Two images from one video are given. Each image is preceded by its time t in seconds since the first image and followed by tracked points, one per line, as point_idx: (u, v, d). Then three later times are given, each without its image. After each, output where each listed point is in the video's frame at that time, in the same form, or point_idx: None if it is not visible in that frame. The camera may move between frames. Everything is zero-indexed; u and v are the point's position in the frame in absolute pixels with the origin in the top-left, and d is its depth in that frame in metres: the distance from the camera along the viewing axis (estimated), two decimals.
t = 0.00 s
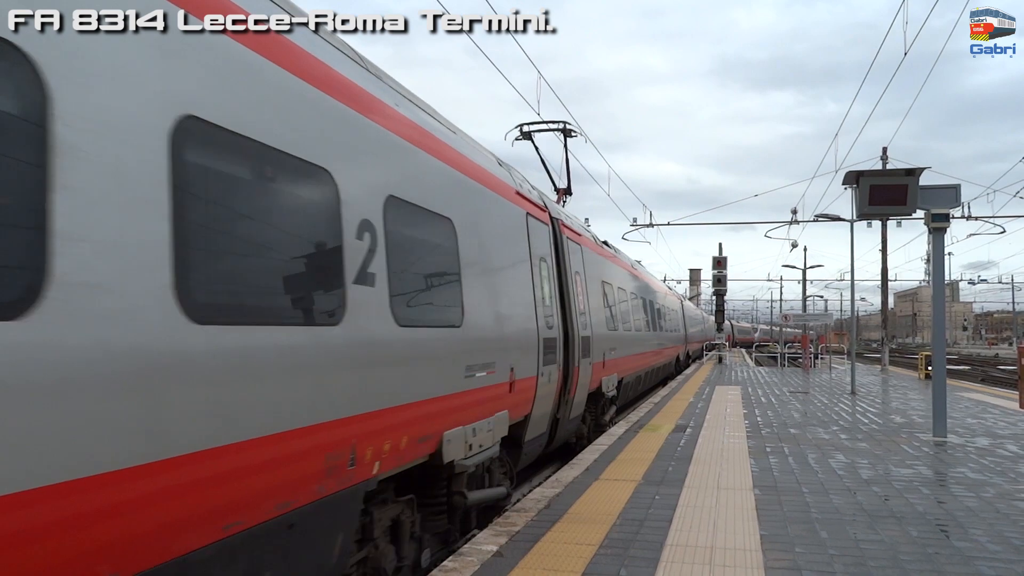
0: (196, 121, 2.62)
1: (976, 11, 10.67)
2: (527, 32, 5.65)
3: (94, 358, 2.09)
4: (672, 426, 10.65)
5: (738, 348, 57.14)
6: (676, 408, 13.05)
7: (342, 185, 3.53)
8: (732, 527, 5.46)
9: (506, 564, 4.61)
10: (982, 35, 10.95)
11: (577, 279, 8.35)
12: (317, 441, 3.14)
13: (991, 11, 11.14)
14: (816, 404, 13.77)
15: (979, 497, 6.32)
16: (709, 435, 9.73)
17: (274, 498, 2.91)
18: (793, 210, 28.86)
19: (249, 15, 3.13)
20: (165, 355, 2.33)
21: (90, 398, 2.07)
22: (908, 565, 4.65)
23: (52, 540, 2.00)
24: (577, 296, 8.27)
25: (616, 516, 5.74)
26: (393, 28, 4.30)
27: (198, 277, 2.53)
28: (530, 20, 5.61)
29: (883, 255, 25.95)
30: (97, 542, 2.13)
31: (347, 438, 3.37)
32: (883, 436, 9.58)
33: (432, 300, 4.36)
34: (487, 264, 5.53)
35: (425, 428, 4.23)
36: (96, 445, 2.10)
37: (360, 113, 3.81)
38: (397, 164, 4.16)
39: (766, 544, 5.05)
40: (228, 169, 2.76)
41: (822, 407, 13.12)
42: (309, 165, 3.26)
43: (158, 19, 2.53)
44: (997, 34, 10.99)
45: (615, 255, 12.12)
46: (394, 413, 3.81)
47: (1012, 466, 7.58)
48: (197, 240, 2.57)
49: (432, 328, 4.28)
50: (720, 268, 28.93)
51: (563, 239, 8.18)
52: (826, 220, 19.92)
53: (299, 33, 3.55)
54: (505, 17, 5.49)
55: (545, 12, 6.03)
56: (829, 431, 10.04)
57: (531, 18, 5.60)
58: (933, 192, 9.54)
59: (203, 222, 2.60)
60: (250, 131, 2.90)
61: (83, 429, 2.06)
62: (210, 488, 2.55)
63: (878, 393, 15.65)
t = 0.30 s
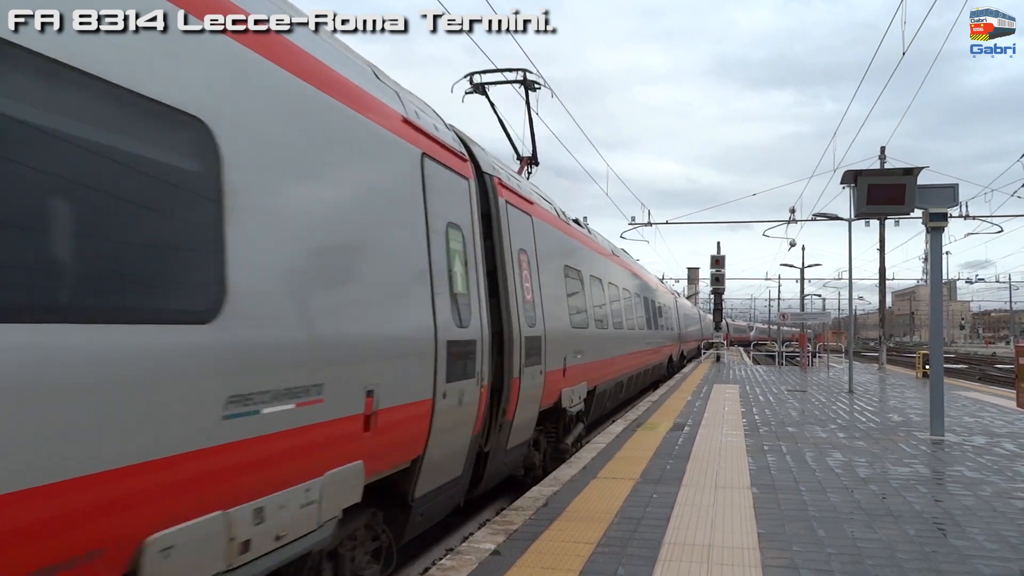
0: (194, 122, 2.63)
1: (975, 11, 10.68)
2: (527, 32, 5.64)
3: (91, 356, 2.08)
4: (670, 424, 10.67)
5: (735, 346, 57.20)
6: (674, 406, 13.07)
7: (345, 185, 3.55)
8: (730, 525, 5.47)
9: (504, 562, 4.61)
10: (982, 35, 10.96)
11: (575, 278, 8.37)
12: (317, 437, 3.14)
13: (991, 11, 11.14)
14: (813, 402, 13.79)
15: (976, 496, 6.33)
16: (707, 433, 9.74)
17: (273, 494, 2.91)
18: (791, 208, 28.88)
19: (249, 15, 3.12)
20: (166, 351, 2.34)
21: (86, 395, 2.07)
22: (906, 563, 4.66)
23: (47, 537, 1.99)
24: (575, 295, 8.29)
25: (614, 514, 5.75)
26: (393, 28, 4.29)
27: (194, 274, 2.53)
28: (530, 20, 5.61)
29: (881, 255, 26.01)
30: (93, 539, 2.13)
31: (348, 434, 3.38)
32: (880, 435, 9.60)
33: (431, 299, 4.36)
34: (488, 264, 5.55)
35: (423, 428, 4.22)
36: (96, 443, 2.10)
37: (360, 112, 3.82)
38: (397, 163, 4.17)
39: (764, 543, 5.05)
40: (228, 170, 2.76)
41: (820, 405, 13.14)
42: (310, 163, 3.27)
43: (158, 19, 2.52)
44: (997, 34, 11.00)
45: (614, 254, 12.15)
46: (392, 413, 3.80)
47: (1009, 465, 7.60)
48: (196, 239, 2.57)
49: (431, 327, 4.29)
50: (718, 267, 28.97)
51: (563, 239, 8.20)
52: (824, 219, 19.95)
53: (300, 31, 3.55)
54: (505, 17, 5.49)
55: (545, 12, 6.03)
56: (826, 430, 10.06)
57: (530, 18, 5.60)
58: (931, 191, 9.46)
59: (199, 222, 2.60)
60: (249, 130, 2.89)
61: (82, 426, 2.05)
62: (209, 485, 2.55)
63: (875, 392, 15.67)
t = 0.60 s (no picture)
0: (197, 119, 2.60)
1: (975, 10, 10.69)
2: (527, 32, 5.64)
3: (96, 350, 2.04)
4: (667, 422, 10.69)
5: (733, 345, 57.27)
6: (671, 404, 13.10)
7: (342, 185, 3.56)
8: (727, 523, 5.48)
9: (501, 560, 4.62)
10: (982, 35, 10.98)
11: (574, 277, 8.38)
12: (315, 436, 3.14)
13: (991, 11, 11.15)
14: (810, 401, 13.81)
15: (973, 495, 6.35)
16: (705, 432, 9.76)
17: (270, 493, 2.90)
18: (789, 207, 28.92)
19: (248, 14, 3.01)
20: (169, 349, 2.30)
21: (91, 391, 2.03)
22: (903, 562, 4.66)
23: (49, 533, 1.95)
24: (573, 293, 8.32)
25: (612, 513, 5.75)
26: (393, 28, 4.29)
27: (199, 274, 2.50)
28: (530, 20, 5.60)
29: (879, 254, 26.07)
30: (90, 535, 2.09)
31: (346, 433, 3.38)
32: (877, 433, 9.63)
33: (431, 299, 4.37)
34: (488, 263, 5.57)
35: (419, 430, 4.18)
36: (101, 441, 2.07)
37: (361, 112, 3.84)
38: (397, 163, 4.18)
39: (762, 541, 5.06)
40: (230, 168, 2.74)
41: (817, 404, 13.16)
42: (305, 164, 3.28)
43: (158, 19, 2.46)
44: (997, 34, 11.01)
45: (613, 253, 12.17)
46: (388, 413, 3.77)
47: (1005, 464, 7.62)
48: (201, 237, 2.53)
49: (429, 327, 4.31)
50: (716, 266, 29.00)
51: (562, 237, 8.23)
52: (822, 218, 19.98)
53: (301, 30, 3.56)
54: (504, 18, 5.48)
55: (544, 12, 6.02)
56: (823, 429, 10.08)
57: (531, 18, 5.59)
58: (928, 190, 9.45)
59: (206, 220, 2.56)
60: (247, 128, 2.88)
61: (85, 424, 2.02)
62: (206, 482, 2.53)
63: (871, 391, 15.72)
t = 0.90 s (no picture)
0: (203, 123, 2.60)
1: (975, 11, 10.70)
2: (527, 32, 5.63)
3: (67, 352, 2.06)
4: (664, 420, 10.70)
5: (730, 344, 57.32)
6: (669, 403, 13.10)
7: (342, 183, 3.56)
8: (724, 521, 5.49)
9: (498, 557, 4.62)
10: (982, 35, 11.00)
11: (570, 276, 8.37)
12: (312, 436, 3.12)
13: (991, 10, 11.16)
14: (807, 400, 13.81)
15: (969, 493, 6.37)
16: (702, 430, 9.76)
17: (268, 496, 2.88)
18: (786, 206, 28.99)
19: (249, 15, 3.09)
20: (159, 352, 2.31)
21: (64, 395, 2.05)
22: (899, 560, 4.67)
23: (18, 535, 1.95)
24: (570, 291, 8.35)
25: (609, 510, 5.75)
26: (393, 28, 4.27)
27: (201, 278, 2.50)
28: (531, 20, 5.59)
29: (876, 253, 26.10)
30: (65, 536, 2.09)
31: (343, 434, 3.36)
32: (874, 432, 9.64)
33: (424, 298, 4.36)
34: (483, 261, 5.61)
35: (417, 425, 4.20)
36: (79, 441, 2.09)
37: (360, 109, 3.86)
38: (394, 161, 4.20)
39: (759, 539, 5.07)
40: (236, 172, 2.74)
41: (814, 403, 13.16)
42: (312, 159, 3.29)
43: (158, 19, 2.50)
44: (997, 34, 11.02)
45: (609, 250, 12.17)
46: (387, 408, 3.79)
47: (1002, 463, 7.63)
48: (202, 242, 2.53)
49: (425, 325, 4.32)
50: (714, 265, 29.00)
51: (558, 235, 8.24)
52: (820, 218, 20.01)
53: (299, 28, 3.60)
54: (505, 18, 5.47)
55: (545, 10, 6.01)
56: (820, 428, 10.09)
57: (531, 18, 5.59)
58: (926, 190, 9.46)
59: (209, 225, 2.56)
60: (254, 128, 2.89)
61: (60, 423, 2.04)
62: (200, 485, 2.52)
63: (869, 390, 15.75)
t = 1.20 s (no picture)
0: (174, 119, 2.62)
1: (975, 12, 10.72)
2: (527, 32, 5.63)
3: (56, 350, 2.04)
4: (659, 420, 10.72)
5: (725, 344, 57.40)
6: (664, 403, 13.10)
7: (333, 181, 3.58)
8: (718, 521, 5.50)
9: (492, 557, 4.61)
10: (982, 35, 11.03)
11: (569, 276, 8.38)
12: (300, 434, 3.13)
13: (991, 11, 11.17)
14: (802, 401, 13.85)
15: (963, 495, 6.38)
16: (697, 430, 9.78)
17: (257, 491, 2.88)
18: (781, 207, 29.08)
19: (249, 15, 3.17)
20: (147, 345, 2.34)
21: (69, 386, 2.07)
22: (893, 561, 4.68)
23: (11, 539, 1.92)
24: (566, 291, 8.35)
25: (604, 510, 5.75)
26: (393, 28, 4.27)
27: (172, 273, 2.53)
28: (530, 20, 5.59)
29: (871, 255, 26.17)
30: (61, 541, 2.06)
31: (332, 431, 3.37)
32: (868, 433, 9.66)
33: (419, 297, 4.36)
34: (478, 259, 5.61)
35: (410, 423, 4.21)
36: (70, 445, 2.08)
37: (355, 106, 3.88)
38: (389, 160, 4.21)
39: (754, 540, 5.07)
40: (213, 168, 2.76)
41: (809, 404, 13.19)
42: (299, 156, 3.32)
43: (158, 19, 2.59)
44: (997, 34, 11.04)
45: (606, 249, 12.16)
46: (378, 405, 3.80)
47: (996, 465, 7.65)
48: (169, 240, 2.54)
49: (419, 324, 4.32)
50: (710, 265, 29.04)
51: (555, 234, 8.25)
52: (816, 219, 20.04)
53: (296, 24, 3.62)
54: (505, 18, 5.46)
55: (545, 11, 6.02)
56: (815, 428, 10.11)
57: (531, 18, 5.58)
58: (921, 192, 9.48)
59: (184, 222, 2.59)
60: (236, 122, 2.91)
61: (52, 424, 2.02)
62: (184, 483, 2.50)
63: (864, 391, 15.77)
